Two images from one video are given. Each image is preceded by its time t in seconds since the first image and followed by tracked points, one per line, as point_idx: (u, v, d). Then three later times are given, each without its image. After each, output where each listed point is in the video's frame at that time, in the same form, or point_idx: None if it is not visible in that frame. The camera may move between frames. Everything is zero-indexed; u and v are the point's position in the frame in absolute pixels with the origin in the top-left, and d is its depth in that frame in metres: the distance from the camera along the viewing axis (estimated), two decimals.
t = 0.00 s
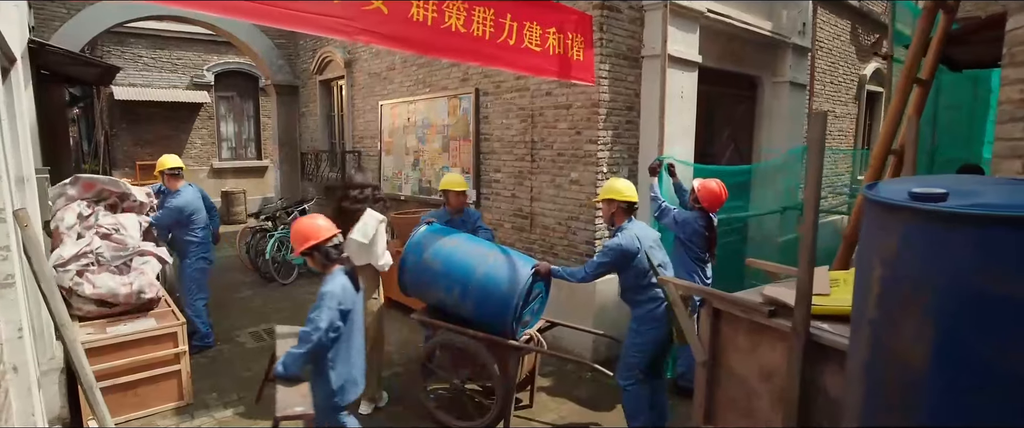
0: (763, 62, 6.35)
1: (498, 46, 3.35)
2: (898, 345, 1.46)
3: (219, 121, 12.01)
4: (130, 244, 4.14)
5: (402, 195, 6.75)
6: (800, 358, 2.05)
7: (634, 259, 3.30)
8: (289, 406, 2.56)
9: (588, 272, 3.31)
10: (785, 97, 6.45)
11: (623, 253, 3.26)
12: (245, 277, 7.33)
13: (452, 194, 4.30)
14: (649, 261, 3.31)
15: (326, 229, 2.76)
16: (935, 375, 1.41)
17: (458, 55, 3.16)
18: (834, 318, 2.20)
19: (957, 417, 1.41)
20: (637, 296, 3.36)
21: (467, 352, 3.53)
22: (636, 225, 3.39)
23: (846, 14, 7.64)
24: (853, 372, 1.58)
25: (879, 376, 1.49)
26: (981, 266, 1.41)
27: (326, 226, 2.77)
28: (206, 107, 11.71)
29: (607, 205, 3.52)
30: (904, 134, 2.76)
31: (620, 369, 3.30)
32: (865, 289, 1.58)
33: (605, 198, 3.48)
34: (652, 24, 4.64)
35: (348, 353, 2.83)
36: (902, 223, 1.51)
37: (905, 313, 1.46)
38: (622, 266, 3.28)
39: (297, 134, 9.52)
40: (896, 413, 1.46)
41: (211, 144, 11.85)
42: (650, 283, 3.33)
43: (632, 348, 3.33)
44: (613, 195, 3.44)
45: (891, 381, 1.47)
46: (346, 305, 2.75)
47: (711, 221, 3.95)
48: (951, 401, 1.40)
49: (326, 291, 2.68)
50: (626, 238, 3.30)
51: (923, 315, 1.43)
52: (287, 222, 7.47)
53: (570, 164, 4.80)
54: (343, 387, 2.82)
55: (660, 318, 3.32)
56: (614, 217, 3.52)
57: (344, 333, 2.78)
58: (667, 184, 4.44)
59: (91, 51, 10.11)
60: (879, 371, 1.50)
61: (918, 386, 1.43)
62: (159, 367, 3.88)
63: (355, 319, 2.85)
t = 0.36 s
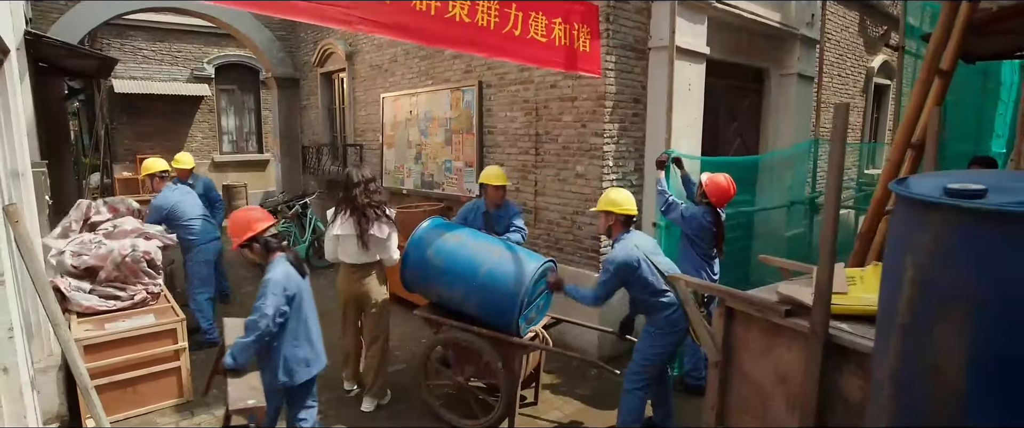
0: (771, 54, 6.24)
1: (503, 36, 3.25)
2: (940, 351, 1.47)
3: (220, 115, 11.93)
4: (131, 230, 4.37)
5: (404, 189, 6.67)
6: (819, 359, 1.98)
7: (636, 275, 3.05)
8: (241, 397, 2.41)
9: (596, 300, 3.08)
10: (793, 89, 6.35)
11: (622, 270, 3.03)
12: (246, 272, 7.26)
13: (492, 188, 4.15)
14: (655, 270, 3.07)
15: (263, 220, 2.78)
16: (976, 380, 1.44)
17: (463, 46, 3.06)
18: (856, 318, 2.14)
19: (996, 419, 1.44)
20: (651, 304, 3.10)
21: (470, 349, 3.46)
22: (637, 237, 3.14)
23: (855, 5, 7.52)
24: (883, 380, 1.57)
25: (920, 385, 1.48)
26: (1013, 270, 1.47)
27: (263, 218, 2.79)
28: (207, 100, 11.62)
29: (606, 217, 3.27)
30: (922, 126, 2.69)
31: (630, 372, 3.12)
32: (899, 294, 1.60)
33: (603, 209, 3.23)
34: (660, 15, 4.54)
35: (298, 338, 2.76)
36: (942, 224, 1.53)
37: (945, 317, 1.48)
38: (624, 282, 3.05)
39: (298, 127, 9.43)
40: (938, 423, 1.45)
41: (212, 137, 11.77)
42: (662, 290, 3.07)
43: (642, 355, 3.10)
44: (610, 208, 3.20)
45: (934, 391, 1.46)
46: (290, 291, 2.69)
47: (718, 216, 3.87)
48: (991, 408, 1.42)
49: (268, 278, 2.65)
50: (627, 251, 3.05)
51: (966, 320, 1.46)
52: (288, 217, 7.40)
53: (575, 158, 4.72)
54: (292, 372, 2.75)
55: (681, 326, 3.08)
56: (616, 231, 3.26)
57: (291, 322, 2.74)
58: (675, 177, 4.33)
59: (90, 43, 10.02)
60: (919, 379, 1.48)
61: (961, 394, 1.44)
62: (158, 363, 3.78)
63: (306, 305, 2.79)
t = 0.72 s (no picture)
0: (778, 48, 6.17)
1: (507, 30, 3.19)
2: (964, 350, 1.45)
3: (221, 110, 11.88)
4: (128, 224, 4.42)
5: (406, 185, 6.62)
6: (833, 360, 1.93)
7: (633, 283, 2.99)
8: (212, 401, 2.38)
9: (620, 331, 2.91)
10: (799, 84, 6.27)
11: (622, 280, 2.94)
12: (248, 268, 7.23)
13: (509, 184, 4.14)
14: (654, 275, 3.01)
15: (202, 224, 2.68)
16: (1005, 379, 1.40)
17: (467, 40, 3.00)
18: (870, 318, 2.09)
19: None
20: (652, 308, 3.05)
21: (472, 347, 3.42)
22: (628, 244, 3.07)
23: None
24: (904, 381, 1.57)
25: (940, 384, 1.47)
26: None
27: (202, 221, 2.69)
28: (208, 95, 11.58)
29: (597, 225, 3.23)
30: (937, 120, 2.63)
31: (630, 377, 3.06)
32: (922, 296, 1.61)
33: (592, 218, 3.22)
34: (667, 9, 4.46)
35: (258, 335, 2.74)
36: (965, 223, 1.55)
37: (969, 316, 1.48)
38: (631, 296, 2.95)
39: (300, 122, 9.38)
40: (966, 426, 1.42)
41: (213, 133, 11.73)
42: (663, 293, 3.02)
43: (643, 357, 3.06)
44: (599, 216, 3.18)
45: (956, 390, 1.44)
46: (240, 289, 2.64)
47: (723, 214, 3.81)
48: None
49: (212, 280, 2.59)
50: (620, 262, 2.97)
51: (995, 318, 1.45)
52: (290, 213, 7.36)
53: (579, 154, 4.68)
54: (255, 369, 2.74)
55: (685, 329, 3.02)
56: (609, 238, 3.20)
57: (246, 319, 2.70)
58: (682, 172, 4.25)
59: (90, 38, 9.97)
60: (940, 378, 1.47)
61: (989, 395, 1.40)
62: (159, 361, 3.73)
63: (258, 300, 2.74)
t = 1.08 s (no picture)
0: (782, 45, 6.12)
1: (510, 26, 3.15)
2: (977, 352, 1.49)
3: (223, 107, 11.87)
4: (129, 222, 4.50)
5: (408, 183, 6.60)
6: (840, 360, 1.91)
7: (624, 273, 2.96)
8: (198, 415, 2.42)
9: (617, 326, 2.86)
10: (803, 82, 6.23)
11: (613, 270, 2.91)
12: (250, 265, 7.22)
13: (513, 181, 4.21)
14: (645, 269, 2.98)
15: (150, 243, 2.68)
16: (1015, 379, 1.46)
17: (470, 36, 2.97)
18: (877, 317, 2.07)
19: None
20: (643, 304, 3.02)
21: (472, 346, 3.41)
22: (621, 235, 3.06)
23: None
24: (914, 382, 1.62)
25: (952, 385, 1.53)
26: None
27: (147, 240, 2.68)
28: (210, 92, 11.57)
29: (590, 215, 3.22)
30: (944, 118, 2.60)
31: (630, 379, 3.05)
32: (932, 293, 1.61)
33: (587, 209, 3.17)
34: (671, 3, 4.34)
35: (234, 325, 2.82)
36: (981, 221, 1.53)
37: (982, 317, 1.49)
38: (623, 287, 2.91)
39: (302, 119, 9.36)
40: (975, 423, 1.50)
41: (215, 130, 11.73)
42: (653, 289, 2.99)
43: (637, 360, 3.04)
44: (595, 204, 3.13)
45: (968, 390, 1.51)
46: (201, 292, 2.73)
47: (726, 215, 3.78)
48: None
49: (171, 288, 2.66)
50: (609, 253, 2.95)
51: (1010, 320, 1.46)
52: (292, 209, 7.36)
53: (583, 151, 4.68)
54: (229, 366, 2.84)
55: (676, 327, 2.99)
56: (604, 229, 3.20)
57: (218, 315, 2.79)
58: (684, 171, 4.23)
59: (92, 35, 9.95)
60: (951, 379, 1.53)
61: (999, 395, 1.47)
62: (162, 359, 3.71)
63: (224, 297, 2.83)
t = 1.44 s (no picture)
0: (783, 45, 6.11)
1: (511, 26, 3.15)
2: (978, 353, 1.50)
3: (225, 107, 11.88)
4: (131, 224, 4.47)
5: (410, 182, 6.61)
6: (840, 360, 1.91)
7: (619, 271, 2.95)
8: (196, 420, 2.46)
9: (606, 324, 2.88)
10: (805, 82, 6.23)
11: (608, 267, 2.91)
12: (252, 265, 7.23)
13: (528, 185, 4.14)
14: (640, 268, 2.96)
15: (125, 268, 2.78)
16: (1016, 380, 1.47)
17: (472, 36, 2.97)
18: (878, 318, 2.06)
19: None
20: (635, 305, 2.99)
21: (468, 346, 3.41)
22: (619, 233, 3.05)
23: None
24: (915, 382, 1.63)
25: (952, 385, 1.54)
26: None
27: (126, 265, 2.79)
28: (212, 92, 11.58)
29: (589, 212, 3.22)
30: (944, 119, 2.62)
31: (617, 383, 3.01)
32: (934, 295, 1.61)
33: (586, 206, 3.17)
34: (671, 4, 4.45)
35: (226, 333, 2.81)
36: (985, 221, 1.52)
37: (984, 320, 1.49)
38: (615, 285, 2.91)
39: (303, 119, 9.37)
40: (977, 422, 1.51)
41: (217, 130, 11.75)
42: (646, 289, 2.96)
43: (630, 360, 2.98)
44: (595, 202, 3.13)
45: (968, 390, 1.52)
46: (186, 303, 2.74)
47: (726, 215, 3.78)
48: None
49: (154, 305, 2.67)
50: (606, 250, 2.94)
51: (1013, 324, 1.46)
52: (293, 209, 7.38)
53: (585, 151, 4.65)
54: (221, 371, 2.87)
55: (671, 328, 2.92)
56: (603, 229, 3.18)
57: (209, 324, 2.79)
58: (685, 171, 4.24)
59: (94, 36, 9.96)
60: (951, 379, 1.54)
61: (1000, 394, 1.48)
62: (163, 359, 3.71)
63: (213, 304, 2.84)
